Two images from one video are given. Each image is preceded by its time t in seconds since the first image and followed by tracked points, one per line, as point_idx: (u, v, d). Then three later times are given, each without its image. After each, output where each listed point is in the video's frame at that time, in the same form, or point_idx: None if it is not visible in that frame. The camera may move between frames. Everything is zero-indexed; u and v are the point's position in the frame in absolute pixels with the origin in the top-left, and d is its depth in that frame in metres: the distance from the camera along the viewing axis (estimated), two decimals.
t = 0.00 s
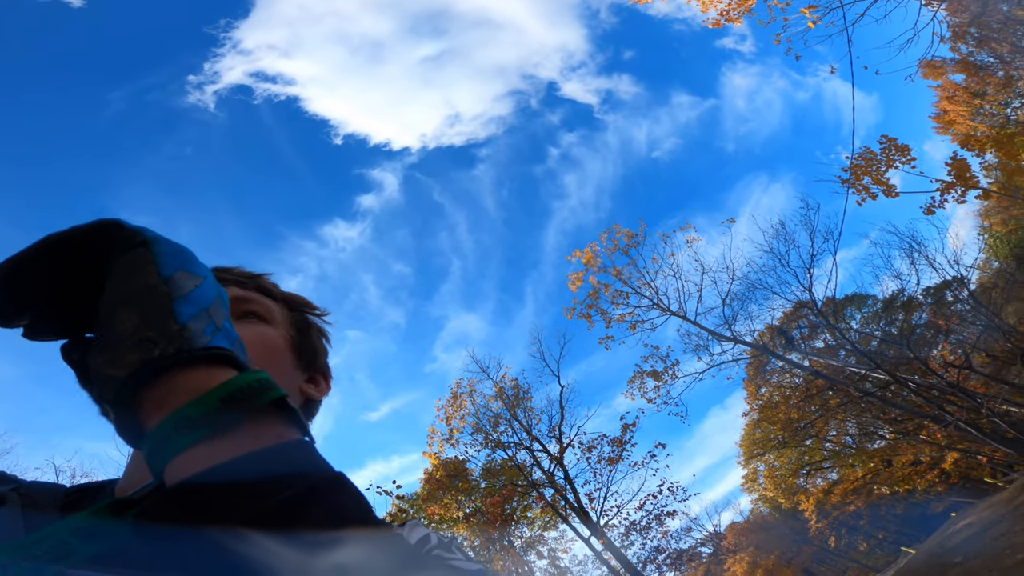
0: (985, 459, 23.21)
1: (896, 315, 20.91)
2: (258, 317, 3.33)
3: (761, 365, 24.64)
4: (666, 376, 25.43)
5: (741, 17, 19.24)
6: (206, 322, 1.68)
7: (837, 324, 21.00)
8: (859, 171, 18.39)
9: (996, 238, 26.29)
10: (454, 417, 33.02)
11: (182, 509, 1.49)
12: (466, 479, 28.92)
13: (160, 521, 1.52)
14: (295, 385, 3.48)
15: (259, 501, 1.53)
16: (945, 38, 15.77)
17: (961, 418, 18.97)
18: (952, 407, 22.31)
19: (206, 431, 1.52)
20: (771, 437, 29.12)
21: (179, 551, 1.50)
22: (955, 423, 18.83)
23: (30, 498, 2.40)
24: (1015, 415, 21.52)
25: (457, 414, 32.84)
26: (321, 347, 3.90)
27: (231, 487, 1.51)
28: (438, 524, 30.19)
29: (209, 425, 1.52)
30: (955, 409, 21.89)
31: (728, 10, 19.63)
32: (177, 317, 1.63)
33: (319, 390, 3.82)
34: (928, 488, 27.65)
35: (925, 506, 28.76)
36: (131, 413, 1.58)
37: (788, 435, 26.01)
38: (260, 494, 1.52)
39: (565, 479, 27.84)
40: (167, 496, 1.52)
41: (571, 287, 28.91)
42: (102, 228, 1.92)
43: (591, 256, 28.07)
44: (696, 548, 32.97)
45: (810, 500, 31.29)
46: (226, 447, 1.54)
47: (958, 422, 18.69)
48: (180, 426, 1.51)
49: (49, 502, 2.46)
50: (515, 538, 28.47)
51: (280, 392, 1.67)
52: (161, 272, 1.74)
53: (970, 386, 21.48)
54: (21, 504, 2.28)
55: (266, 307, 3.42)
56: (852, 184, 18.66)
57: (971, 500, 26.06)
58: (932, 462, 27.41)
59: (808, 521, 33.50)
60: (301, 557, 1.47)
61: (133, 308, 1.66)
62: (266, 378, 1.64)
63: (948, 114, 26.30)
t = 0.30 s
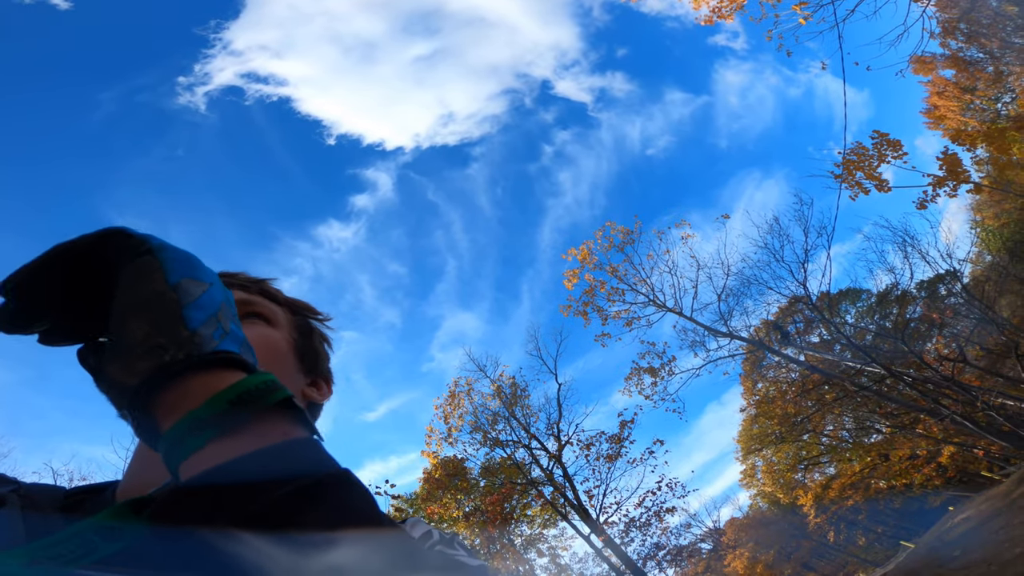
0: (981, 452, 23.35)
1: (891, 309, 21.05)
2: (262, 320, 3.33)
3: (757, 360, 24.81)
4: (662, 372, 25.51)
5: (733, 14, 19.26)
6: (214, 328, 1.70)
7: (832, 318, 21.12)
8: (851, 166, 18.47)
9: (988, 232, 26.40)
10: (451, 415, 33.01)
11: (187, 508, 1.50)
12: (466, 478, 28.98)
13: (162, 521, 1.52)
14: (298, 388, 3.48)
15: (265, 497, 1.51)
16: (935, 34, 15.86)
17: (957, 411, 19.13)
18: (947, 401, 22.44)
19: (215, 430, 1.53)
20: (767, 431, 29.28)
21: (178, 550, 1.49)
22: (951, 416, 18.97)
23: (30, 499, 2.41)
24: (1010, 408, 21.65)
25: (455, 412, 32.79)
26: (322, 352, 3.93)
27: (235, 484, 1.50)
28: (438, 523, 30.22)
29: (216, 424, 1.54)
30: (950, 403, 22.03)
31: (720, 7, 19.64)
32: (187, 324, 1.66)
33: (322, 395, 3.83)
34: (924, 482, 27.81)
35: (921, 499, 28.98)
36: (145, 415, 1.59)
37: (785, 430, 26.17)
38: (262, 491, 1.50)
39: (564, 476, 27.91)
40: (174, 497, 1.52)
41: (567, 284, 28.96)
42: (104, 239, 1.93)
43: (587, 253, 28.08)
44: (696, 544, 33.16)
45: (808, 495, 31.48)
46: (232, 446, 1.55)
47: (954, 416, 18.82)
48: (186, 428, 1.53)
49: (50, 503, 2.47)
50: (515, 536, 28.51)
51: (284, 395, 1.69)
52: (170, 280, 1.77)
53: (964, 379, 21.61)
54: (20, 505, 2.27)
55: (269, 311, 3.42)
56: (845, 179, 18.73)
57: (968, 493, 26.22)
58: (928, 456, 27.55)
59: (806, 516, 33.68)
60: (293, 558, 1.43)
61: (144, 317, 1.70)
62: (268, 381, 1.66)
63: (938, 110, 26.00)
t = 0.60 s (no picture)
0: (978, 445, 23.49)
1: (885, 303, 21.19)
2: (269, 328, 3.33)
3: (752, 356, 24.96)
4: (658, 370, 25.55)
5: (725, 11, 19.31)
6: (252, 305, 2.36)
7: (827, 313, 21.23)
8: (844, 162, 18.53)
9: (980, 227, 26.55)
10: (449, 415, 32.91)
11: (199, 490, 2.08)
12: (465, 477, 28.91)
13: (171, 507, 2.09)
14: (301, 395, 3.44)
15: (269, 491, 2.16)
16: (925, 31, 15.95)
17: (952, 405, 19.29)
18: (943, 395, 22.59)
19: (243, 411, 2.13)
20: (765, 427, 29.34)
21: (172, 548, 2.05)
22: (946, 410, 19.14)
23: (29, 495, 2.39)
24: (1005, 401, 21.80)
25: (452, 412, 32.69)
26: (324, 359, 3.89)
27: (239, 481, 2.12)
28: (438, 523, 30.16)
29: (246, 404, 2.13)
30: (946, 397, 22.18)
31: (712, 5, 19.68)
32: (239, 299, 2.29)
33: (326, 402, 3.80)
34: (923, 476, 27.91)
35: (919, 493, 29.09)
36: (193, 365, 2.14)
37: (783, 425, 26.22)
38: (267, 487, 2.15)
39: (563, 474, 27.91)
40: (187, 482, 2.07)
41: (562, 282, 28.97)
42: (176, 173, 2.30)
43: (582, 251, 28.09)
44: (696, 541, 33.16)
45: (806, 490, 31.57)
46: (247, 426, 2.13)
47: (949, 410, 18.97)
48: (220, 398, 2.10)
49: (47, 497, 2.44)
50: (515, 535, 28.46)
51: (310, 387, 2.32)
52: (230, 242, 2.31)
53: (960, 374, 21.72)
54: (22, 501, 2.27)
55: (276, 318, 3.41)
56: (838, 175, 18.80)
57: (966, 487, 26.34)
58: (925, 450, 27.67)
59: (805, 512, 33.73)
60: (283, 548, 2.12)
61: (204, 281, 2.21)
62: (296, 371, 2.28)
63: (929, 105, 26.16)
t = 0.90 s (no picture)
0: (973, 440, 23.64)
1: (879, 298, 21.33)
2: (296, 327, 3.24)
3: (749, 352, 25.10)
4: (655, 367, 25.64)
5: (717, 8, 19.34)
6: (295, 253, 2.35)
7: (822, 309, 21.37)
8: (836, 158, 18.63)
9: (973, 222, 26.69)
10: (448, 415, 32.95)
11: (214, 473, 1.88)
12: (464, 476, 28.94)
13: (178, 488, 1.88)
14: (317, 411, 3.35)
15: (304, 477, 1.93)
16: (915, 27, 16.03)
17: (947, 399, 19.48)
18: (938, 389, 22.77)
19: (283, 376, 1.94)
20: (762, 423, 29.54)
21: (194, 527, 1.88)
22: (941, 405, 19.31)
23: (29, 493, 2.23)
24: (1000, 395, 21.95)
25: (451, 412, 32.73)
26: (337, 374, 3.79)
27: (255, 468, 1.89)
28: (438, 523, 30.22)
29: (288, 364, 1.95)
30: (940, 391, 22.38)
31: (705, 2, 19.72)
32: (286, 245, 2.27)
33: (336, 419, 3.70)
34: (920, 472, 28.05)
35: (915, 487, 29.33)
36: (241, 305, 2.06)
37: (779, 421, 26.41)
38: (286, 484, 1.90)
39: (562, 472, 27.98)
40: (202, 463, 1.88)
41: (558, 280, 28.99)
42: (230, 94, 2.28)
43: (577, 249, 28.13)
44: (694, 537, 33.39)
45: (803, 485, 31.80)
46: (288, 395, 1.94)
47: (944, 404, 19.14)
48: (256, 355, 1.93)
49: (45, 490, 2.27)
50: (515, 533, 28.57)
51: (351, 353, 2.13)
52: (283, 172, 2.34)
53: (954, 368, 21.90)
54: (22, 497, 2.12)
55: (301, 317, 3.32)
56: (830, 170, 18.88)
57: (961, 481, 26.56)
58: (921, 445, 27.87)
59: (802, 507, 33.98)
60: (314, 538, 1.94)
61: (258, 218, 2.21)
62: (339, 333, 2.11)
63: (921, 102, 26.37)
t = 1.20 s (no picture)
0: (969, 434, 23.81)
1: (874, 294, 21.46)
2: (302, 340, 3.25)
3: (745, 348, 25.21)
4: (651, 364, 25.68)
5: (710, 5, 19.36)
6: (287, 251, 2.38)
7: (817, 305, 21.49)
8: (828, 155, 18.72)
9: (966, 217, 26.85)
10: (444, 415, 32.83)
11: (205, 470, 1.89)
12: (463, 476, 28.90)
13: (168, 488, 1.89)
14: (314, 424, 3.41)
15: (293, 473, 1.93)
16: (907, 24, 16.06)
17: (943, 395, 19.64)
18: (933, 384, 22.92)
19: (276, 370, 1.97)
20: (759, 420, 29.69)
21: (181, 528, 1.88)
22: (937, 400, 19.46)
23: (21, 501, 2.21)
24: (995, 390, 22.11)
25: (447, 412, 32.60)
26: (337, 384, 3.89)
27: (246, 468, 1.91)
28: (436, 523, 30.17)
29: (282, 359, 1.98)
30: (935, 386, 22.56)
31: None
32: (280, 244, 2.31)
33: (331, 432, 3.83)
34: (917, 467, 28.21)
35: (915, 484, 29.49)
36: (240, 303, 2.08)
37: (776, 418, 26.53)
38: (276, 483, 1.91)
39: (560, 471, 28.03)
40: (194, 461, 1.89)
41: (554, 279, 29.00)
42: (225, 93, 2.26)
43: (573, 248, 28.17)
44: (694, 535, 33.51)
45: (802, 482, 31.97)
46: (278, 390, 1.97)
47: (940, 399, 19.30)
48: (251, 350, 1.96)
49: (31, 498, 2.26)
50: (515, 532, 28.62)
51: (343, 348, 2.13)
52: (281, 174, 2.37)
53: (949, 363, 22.08)
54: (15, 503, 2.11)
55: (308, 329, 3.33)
56: (823, 167, 18.98)
57: (958, 477, 26.75)
58: (918, 440, 28.01)
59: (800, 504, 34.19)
60: (299, 537, 1.93)
61: (255, 220, 2.24)
62: (332, 330, 2.11)
63: (913, 99, 26.53)
